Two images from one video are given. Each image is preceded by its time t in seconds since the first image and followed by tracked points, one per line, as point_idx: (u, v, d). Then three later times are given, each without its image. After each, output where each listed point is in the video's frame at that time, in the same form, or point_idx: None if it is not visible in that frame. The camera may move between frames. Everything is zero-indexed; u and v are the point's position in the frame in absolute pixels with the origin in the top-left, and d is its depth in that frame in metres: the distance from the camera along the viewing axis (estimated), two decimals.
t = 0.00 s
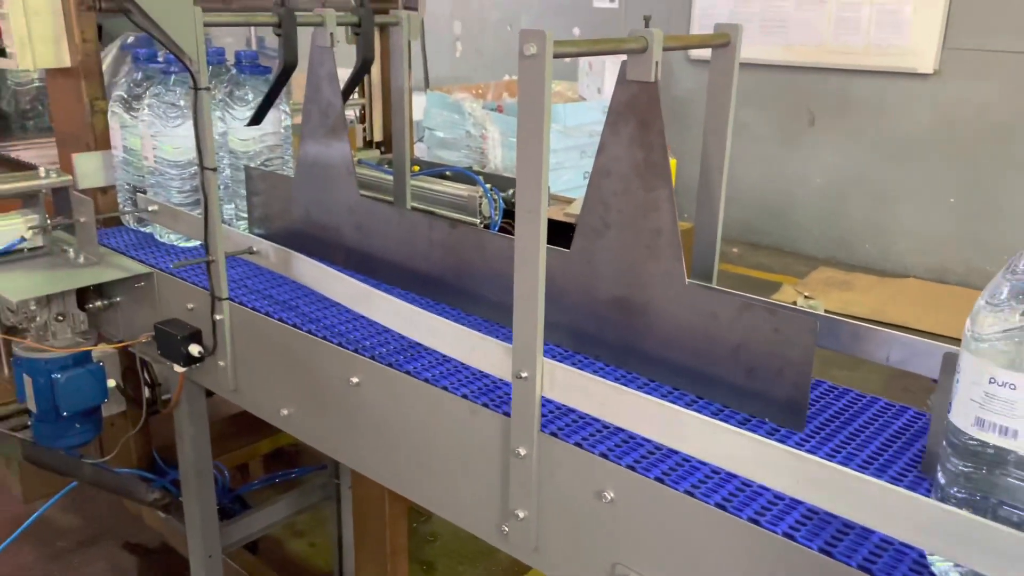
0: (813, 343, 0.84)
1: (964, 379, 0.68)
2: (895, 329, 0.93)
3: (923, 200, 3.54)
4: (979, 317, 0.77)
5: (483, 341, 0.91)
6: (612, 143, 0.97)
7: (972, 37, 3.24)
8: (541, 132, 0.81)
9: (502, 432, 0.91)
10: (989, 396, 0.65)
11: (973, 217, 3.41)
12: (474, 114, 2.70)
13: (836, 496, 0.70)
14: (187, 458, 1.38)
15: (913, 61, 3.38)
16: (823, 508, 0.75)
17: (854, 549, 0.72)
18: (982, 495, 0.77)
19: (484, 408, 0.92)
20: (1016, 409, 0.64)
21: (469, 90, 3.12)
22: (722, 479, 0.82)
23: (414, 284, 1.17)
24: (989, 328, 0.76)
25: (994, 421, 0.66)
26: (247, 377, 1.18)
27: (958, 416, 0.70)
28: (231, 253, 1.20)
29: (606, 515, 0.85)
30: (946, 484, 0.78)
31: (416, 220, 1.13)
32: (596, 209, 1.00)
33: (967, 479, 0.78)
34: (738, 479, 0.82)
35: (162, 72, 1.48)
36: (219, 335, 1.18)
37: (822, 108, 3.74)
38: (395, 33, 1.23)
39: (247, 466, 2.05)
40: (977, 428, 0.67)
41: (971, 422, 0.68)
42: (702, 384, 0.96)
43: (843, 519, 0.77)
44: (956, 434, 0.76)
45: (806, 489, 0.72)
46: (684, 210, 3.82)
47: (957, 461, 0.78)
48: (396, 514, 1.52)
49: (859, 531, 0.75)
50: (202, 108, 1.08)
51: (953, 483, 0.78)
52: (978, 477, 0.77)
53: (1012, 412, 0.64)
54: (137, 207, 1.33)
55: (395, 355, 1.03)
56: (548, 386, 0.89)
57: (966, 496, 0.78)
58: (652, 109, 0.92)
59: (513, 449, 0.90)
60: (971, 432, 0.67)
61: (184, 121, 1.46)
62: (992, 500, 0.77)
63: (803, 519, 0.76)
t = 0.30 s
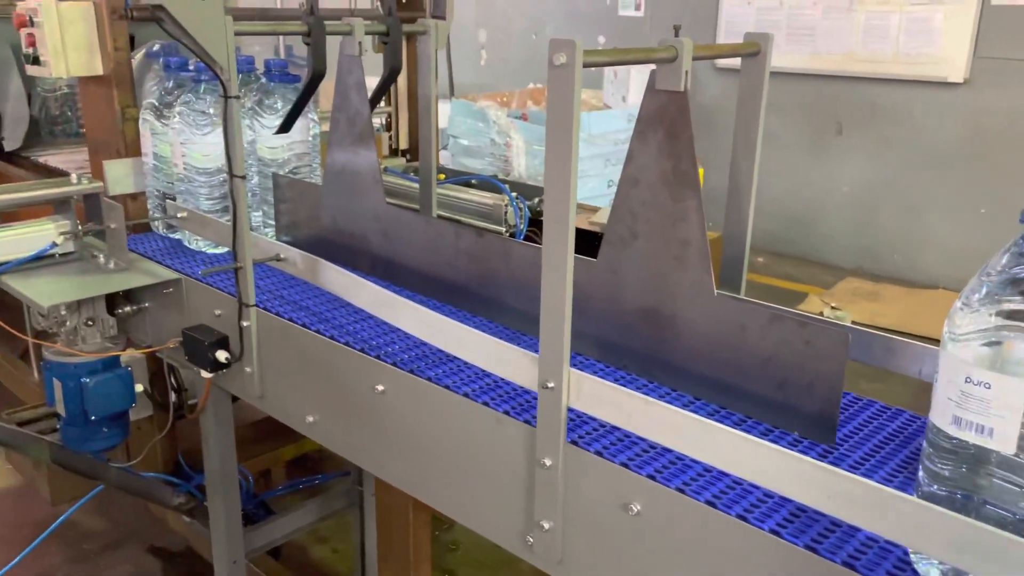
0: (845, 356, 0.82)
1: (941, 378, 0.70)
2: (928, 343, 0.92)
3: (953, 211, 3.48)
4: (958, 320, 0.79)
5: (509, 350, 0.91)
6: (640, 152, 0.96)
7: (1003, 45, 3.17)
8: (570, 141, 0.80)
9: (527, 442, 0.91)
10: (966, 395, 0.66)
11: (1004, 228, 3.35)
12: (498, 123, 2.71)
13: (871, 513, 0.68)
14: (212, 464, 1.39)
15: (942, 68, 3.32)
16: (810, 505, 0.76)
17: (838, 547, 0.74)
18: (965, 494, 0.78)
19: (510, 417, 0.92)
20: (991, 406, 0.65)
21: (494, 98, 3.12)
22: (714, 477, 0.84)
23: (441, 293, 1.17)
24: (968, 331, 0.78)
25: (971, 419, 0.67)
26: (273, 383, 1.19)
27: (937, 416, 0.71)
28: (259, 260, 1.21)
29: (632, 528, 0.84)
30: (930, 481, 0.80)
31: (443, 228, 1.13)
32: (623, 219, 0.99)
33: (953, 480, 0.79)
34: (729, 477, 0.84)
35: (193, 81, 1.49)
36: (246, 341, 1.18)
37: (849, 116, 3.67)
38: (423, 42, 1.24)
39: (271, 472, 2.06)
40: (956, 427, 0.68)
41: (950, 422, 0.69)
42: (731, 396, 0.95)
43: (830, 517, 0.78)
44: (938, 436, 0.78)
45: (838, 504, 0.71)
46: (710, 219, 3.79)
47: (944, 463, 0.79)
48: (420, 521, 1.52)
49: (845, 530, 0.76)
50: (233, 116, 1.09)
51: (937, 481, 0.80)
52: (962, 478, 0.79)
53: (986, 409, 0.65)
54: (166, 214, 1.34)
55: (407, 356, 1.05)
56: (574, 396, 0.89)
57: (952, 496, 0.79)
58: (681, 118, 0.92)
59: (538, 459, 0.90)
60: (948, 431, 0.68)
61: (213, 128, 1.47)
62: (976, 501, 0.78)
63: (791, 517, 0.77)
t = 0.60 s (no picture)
0: (873, 366, 0.82)
1: (919, 375, 0.71)
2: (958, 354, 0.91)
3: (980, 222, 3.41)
4: (936, 317, 0.80)
5: (533, 357, 0.90)
6: (665, 160, 0.96)
7: None
8: (596, 148, 0.79)
9: (551, 451, 0.90)
10: (941, 391, 0.68)
11: None
12: (520, 129, 2.71)
13: (899, 525, 0.67)
14: (235, 468, 1.40)
15: (968, 77, 3.06)
16: (795, 500, 0.78)
17: (822, 540, 0.75)
18: (943, 489, 0.79)
19: (533, 425, 0.91)
20: (966, 403, 0.66)
21: (516, 105, 3.13)
22: (728, 483, 0.83)
23: (465, 301, 1.17)
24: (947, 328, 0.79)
25: (948, 416, 0.68)
26: (297, 389, 1.20)
27: (914, 412, 0.72)
28: (284, 266, 1.22)
29: (655, 538, 0.84)
30: (911, 478, 0.81)
31: (466, 235, 1.14)
32: (648, 227, 0.99)
33: (933, 478, 0.80)
34: (719, 472, 0.85)
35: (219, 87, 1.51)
36: (271, 346, 1.19)
37: (873, 123, 3.40)
38: (448, 50, 1.24)
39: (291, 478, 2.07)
40: (933, 423, 0.70)
41: (925, 417, 0.70)
42: (756, 407, 0.94)
43: (815, 512, 0.79)
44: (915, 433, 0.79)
45: (867, 517, 0.69)
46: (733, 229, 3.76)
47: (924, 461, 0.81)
48: (441, 528, 1.53)
49: (829, 524, 0.77)
50: (260, 123, 1.10)
51: (919, 479, 0.81)
52: (943, 476, 0.79)
53: (963, 406, 0.67)
54: (193, 220, 1.36)
55: (405, 356, 1.06)
56: (598, 406, 0.88)
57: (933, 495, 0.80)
58: (707, 127, 0.91)
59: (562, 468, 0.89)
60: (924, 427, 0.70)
61: (239, 135, 1.49)
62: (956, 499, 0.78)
63: (776, 511, 0.79)
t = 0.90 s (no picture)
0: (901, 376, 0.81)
1: (896, 369, 0.70)
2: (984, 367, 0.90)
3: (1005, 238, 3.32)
4: (913, 316, 0.79)
5: (555, 365, 0.90)
6: (690, 167, 0.96)
7: None
8: (620, 154, 0.78)
9: (573, 458, 0.90)
10: (916, 385, 0.67)
11: None
12: (539, 137, 2.71)
13: (927, 538, 0.65)
14: (257, 470, 1.41)
15: (993, 86, 2.50)
16: (779, 493, 0.79)
17: (805, 531, 0.77)
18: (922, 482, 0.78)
19: (555, 432, 0.91)
20: (939, 397, 0.66)
21: (536, 113, 3.13)
22: (754, 493, 0.82)
23: (487, 307, 1.18)
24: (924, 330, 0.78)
25: (923, 409, 0.67)
26: (320, 395, 1.20)
27: (892, 406, 0.72)
28: (307, 271, 1.23)
29: (678, 548, 0.83)
30: (888, 470, 0.80)
31: (488, 241, 1.14)
32: (671, 234, 0.99)
33: (910, 470, 0.78)
34: (744, 483, 0.84)
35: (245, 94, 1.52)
36: (293, 351, 1.20)
37: (895, 129, 2.78)
38: (470, 58, 1.25)
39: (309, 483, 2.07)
40: (909, 417, 0.69)
41: (902, 411, 0.69)
42: (781, 416, 0.93)
43: (800, 505, 0.81)
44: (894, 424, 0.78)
45: (893, 530, 0.67)
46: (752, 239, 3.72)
47: (902, 454, 0.79)
48: (461, 535, 1.53)
49: (813, 516, 0.79)
50: (285, 129, 1.11)
51: (895, 471, 0.80)
52: (919, 469, 0.78)
53: (937, 400, 0.66)
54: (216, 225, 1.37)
55: (404, 355, 1.08)
56: (621, 414, 0.87)
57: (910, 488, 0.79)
58: (732, 134, 0.91)
59: (584, 476, 0.88)
60: (901, 421, 0.69)
61: (264, 141, 1.50)
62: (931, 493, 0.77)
63: (761, 504, 0.81)
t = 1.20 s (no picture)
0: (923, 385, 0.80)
1: (869, 363, 0.72)
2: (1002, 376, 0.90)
3: None
4: (884, 314, 0.81)
5: (573, 372, 0.90)
6: (709, 174, 0.96)
7: None
8: (639, 161, 0.78)
9: (591, 466, 0.90)
10: (887, 379, 0.69)
11: None
12: (556, 143, 2.72)
13: (950, 549, 0.64)
14: (275, 475, 1.41)
15: (1012, 92, 2.46)
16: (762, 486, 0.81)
17: (785, 523, 0.78)
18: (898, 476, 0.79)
19: (572, 439, 0.91)
20: (910, 391, 0.67)
21: (552, 119, 3.14)
22: (774, 503, 0.82)
23: (505, 314, 1.18)
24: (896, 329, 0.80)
25: (895, 403, 0.69)
26: (338, 400, 1.21)
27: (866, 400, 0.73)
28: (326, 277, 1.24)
29: (697, 557, 0.82)
30: (863, 464, 0.81)
31: (506, 248, 1.15)
32: (690, 242, 0.99)
33: (884, 463, 0.80)
34: (764, 492, 0.83)
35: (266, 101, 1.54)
36: (312, 356, 1.21)
37: (913, 134, 2.73)
38: (489, 66, 1.25)
39: (324, 488, 2.08)
40: (882, 411, 0.70)
41: (874, 405, 0.71)
42: (801, 426, 0.93)
43: (806, 509, 0.81)
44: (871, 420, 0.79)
45: (915, 541, 0.66)
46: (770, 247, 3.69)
47: (877, 447, 0.81)
48: (477, 540, 1.54)
49: (794, 509, 0.81)
50: (306, 136, 1.12)
51: (869, 464, 0.81)
52: (893, 461, 0.80)
53: (907, 394, 0.68)
54: (235, 231, 1.38)
55: (404, 353, 1.11)
56: (639, 422, 0.86)
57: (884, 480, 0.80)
58: (751, 142, 0.91)
59: (602, 483, 0.88)
60: (872, 414, 0.71)
61: (284, 148, 1.52)
62: (905, 483, 0.79)
63: (744, 497, 0.83)
